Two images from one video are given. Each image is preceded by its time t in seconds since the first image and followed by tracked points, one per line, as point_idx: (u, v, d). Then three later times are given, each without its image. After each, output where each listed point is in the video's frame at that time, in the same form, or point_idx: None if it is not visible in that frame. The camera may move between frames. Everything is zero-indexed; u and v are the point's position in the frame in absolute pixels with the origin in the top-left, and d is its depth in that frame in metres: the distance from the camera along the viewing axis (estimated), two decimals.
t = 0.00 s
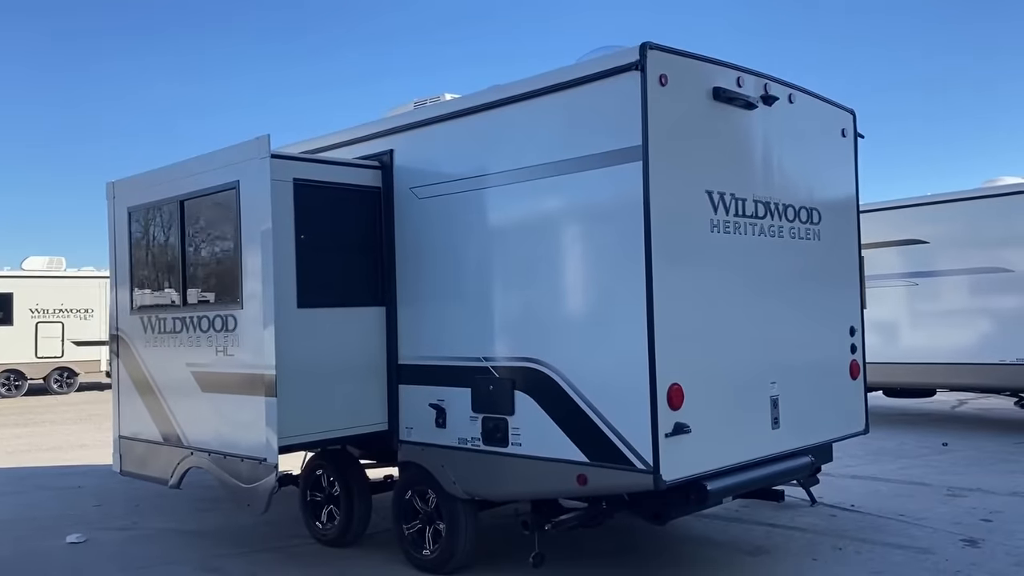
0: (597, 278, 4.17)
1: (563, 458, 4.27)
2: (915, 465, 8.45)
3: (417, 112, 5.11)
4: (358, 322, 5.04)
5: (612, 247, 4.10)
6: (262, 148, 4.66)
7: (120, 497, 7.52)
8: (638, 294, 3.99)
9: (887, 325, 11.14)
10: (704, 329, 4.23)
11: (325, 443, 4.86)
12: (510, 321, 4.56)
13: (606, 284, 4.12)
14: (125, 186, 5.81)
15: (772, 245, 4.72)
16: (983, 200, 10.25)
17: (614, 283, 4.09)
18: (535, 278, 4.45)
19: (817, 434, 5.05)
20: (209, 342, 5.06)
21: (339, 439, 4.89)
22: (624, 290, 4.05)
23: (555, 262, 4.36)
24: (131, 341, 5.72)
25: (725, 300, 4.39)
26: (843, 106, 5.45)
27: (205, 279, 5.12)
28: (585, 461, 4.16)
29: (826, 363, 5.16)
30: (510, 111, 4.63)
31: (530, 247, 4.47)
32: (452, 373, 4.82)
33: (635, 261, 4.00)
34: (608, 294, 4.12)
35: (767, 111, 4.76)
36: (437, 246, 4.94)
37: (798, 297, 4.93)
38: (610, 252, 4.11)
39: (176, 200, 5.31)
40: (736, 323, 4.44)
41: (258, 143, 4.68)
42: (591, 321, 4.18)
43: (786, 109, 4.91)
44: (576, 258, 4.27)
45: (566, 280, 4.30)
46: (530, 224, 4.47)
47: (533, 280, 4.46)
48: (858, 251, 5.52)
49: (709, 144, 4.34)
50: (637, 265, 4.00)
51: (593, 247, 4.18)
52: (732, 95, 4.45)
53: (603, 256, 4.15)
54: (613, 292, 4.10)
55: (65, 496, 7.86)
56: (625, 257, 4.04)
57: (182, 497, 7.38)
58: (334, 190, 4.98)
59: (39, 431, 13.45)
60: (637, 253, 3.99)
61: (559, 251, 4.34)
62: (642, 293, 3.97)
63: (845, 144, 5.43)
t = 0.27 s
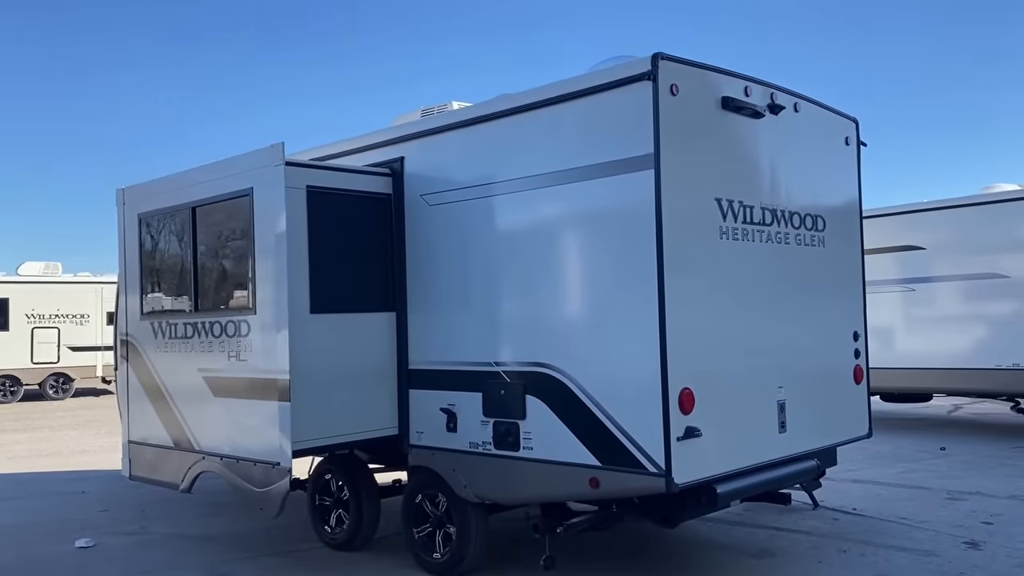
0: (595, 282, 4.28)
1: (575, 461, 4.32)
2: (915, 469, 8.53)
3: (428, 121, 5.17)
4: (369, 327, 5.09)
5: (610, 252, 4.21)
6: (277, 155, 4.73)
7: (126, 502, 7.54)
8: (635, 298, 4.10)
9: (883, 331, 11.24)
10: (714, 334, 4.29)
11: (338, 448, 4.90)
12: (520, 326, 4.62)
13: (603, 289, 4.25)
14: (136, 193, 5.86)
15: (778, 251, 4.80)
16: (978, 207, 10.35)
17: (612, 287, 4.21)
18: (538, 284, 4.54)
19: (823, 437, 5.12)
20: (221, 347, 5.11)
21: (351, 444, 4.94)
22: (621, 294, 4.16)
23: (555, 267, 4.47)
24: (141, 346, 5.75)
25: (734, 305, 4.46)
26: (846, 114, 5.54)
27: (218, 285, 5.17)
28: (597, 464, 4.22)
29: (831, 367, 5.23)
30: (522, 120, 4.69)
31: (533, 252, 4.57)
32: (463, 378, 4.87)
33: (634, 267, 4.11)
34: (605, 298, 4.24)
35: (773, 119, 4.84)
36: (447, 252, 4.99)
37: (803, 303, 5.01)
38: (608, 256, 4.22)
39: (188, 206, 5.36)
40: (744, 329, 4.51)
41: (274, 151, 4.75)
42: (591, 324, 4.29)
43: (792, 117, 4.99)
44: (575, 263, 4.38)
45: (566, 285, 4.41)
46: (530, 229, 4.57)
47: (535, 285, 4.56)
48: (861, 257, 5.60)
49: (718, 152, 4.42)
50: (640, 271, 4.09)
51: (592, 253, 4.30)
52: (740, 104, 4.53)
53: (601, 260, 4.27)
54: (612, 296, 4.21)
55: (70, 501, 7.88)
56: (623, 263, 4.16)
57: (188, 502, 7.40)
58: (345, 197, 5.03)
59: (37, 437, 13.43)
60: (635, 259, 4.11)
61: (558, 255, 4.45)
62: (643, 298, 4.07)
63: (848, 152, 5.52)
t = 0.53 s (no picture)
0: (596, 285, 4.37)
1: (584, 464, 4.38)
2: (913, 471, 8.60)
3: (436, 128, 5.23)
4: (377, 332, 5.14)
5: (609, 256, 4.31)
6: (288, 161, 4.80)
7: (130, 507, 7.57)
8: (636, 301, 4.19)
9: (879, 334, 11.33)
10: (721, 338, 4.36)
11: (347, 451, 4.95)
12: (528, 330, 4.67)
13: (602, 292, 4.34)
14: (143, 200, 5.91)
15: (781, 256, 4.87)
16: (973, 211, 10.46)
17: (613, 289, 4.29)
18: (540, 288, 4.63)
19: (826, 440, 5.18)
20: (231, 352, 5.16)
21: (359, 447, 4.98)
22: (622, 297, 4.25)
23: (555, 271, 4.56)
24: (149, 351, 5.80)
25: (740, 309, 4.52)
26: (846, 121, 5.62)
27: (227, 290, 5.23)
28: (605, 467, 4.27)
29: (833, 371, 5.30)
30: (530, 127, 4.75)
31: (533, 256, 4.65)
32: (471, 382, 4.93)
33: (636, 270, 4.20)
34: (606, 300, 4.32)
35: (776, 126, 4.91)
36: (455, 257, 5.05)
37: (806, 307, 5.07)
38: (609, 260, 4.31)
39: (198, 213, 5.41)
40: (750, 332, 4.58)
41: (284, 158, 4.83)
42: (591, 327, 4.38)
43: (794, 124, 5.07)
44: (573, 268, 4.48)
45: (565, 289, 4.51)
46: (532, 233, 4.65)
47: (535, 289, 4.65)
48: (862, 262, 5.68)
49: (724, 158, 4.48)
50: (644, 275, 4.16)
51: (590, 257, 4.40)
52: (745, 111, 4.60)
53: (602, 263, 4.36)
54: (613, 299, 4.30)
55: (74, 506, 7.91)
56: (622, 267, 4.26)
57: (192, 507, 7.44)
58: (354, 204, 5.09)
59: (35, 443, 13.42)
60: (636, 263, 4.19)
61: (557, 259, 4.54)
62: (651, 302, 4.13)
63: (848, 158, 5.60)
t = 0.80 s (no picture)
0: (594, 285, 4.44)
1: (592, 463, 4.40)
2: (912, 469, 8.65)
3: (441, 129, 5.25)
4: (384, 333, 5.16)
5: (607, 257, 4.38)
6: (294, 162, 4.82)
7: (133, 508, 7.57)
8: (637, 302, 4.24)
9: (875, 334, 11.40)
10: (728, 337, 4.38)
11: (355, 452, 4.96)
12: (534, 330, 4.69)
13: (600, 293, 4.41)
14: (147, 202, 5.92)
15: (786, 256, 4.91)
16: (967, 211, 10.51)
17: (613, 290, 4.35)
18: (540, 289, 4.68)
19: (830, 438, 5.22)
20: (237, 352, 5.18)
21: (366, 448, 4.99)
22: (623, 297, 4.30)
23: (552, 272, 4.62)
24: (154, 353, 5.81)
25: (746, 308, 4.55)
26: (848, 121, 5.66)
27: (233, 291, 5.24)
28: (614, 465, 4.30)
29: (837, 369, 5.34)
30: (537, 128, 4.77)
31: (532, 256, 4.71)
32: (478, 382, 4.94)
33: (637, 271, 4.25)
34: (607, 300, 4.38)
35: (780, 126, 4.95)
36: (461, 258, 5.07)
37: (809, 306, 5.11)
38: (606, 261, 4.38)
39: (203, 214, 5.43)
40: (756, 331, 4.61)
41: (291, 159, 4.85)
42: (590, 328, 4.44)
43: (798, 124, 5.10)
44: (570, 270, 4.54)
45: (564, 290, 4.57)
46: (534, 234, 4.69)
47: (538, 290, 4.69)
48: (864, 261, 5.72)
49: (729, 159, 4.52)
50: (646, 275, 4.21)
51: (587, 259, 4.46)
52: (750, 112, 4.63)
53: (601, 264, 4.41)
54: (613, 299, 4.35)
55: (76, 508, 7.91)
56: (619, 269, 4.32)
57: (195, 508, 7.44)
58: (359, 205, 5.10)
59: (33, 446, 13.39)
60: (635, 263, 4.25)
61: (554, 260, 4.61)
62: (659, 301, 4.15)
63: (850, 158, 5.64)
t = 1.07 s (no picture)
0: (591, 283, 4.48)
1: (599, 460, 4.42)
2: (907, 466, 8.72)
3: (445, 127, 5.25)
4: (389, 331, 5.16)
5: (604, 255, 4.42)
6: (299, 161, 4.82)
7: (131, 508, 7.55)
8: (638, 300, 4.27)
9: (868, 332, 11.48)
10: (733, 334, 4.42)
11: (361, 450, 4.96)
12: (540, 328, 4.70)
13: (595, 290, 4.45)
14: (148, 201, 5.90)
15: (788, 253, 4.95)
16: (959, 210, 10.59)
17: (611, 287, 4.39)
18: (537, 286, 4.71)
19: (832, 434, 5.26)
20: (242, 351, 5.17)
21: (372, 446, 5.00)
22: (621, 295, 4.34)
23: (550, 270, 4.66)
24: (156, 352, 5.79)
25: (750, 305, 4.58)
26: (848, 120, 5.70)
27: (238, 290, 5.24)
28: (621, 462, 4.32)
29: (838, 367, 5.37)
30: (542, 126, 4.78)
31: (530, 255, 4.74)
32: (483, 379, 4.95)
33: (635, 268, 4.29)
34: (606, 298, 4.42)
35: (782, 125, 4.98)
36: (465, 256, 5.07)
37: (811, 303, 5.15)
38: (602, 259, 4.43)
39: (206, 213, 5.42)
40: (760, 328, 4.64)
41: (296, 157, 4.84)
42: (586, 324, 4.49)
43: (800, 122, 5.13)
44: (565, 269, 4.58)
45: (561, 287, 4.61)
46: (535, 232, 4.72)
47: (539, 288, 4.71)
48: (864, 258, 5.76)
49: (733, 157, 4.55)
50: (645, 273, 4.25)
51: (583, 258, 4.51)
52: (754, 110, 4.66)
53: (597, 261, 4.46)
54: (611, 297, 4.39)
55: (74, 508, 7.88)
56: (615, 267, 4.37)
57: (194, 507, 7.43)
58: (364, 203, 5.10)
59: (25, 446, 13.32)
60: (631, 261, 4.30)
61: (549, 259, 4.65)
62: (665, 299, 4.17)
63: (850, 156, 5.68)
